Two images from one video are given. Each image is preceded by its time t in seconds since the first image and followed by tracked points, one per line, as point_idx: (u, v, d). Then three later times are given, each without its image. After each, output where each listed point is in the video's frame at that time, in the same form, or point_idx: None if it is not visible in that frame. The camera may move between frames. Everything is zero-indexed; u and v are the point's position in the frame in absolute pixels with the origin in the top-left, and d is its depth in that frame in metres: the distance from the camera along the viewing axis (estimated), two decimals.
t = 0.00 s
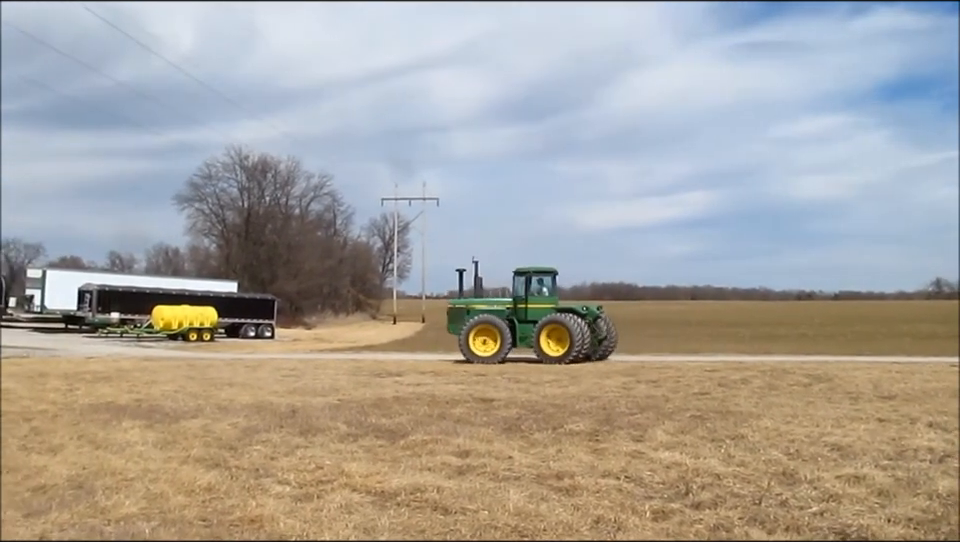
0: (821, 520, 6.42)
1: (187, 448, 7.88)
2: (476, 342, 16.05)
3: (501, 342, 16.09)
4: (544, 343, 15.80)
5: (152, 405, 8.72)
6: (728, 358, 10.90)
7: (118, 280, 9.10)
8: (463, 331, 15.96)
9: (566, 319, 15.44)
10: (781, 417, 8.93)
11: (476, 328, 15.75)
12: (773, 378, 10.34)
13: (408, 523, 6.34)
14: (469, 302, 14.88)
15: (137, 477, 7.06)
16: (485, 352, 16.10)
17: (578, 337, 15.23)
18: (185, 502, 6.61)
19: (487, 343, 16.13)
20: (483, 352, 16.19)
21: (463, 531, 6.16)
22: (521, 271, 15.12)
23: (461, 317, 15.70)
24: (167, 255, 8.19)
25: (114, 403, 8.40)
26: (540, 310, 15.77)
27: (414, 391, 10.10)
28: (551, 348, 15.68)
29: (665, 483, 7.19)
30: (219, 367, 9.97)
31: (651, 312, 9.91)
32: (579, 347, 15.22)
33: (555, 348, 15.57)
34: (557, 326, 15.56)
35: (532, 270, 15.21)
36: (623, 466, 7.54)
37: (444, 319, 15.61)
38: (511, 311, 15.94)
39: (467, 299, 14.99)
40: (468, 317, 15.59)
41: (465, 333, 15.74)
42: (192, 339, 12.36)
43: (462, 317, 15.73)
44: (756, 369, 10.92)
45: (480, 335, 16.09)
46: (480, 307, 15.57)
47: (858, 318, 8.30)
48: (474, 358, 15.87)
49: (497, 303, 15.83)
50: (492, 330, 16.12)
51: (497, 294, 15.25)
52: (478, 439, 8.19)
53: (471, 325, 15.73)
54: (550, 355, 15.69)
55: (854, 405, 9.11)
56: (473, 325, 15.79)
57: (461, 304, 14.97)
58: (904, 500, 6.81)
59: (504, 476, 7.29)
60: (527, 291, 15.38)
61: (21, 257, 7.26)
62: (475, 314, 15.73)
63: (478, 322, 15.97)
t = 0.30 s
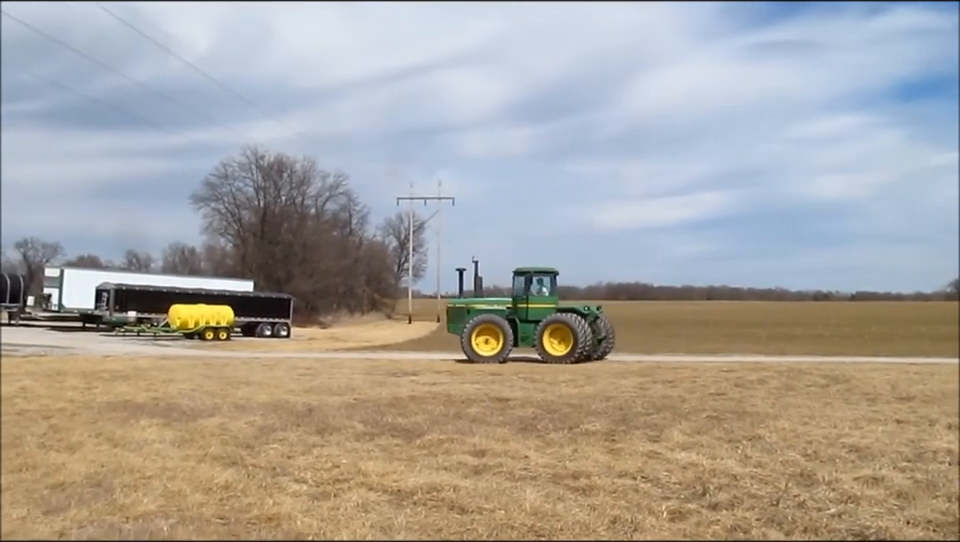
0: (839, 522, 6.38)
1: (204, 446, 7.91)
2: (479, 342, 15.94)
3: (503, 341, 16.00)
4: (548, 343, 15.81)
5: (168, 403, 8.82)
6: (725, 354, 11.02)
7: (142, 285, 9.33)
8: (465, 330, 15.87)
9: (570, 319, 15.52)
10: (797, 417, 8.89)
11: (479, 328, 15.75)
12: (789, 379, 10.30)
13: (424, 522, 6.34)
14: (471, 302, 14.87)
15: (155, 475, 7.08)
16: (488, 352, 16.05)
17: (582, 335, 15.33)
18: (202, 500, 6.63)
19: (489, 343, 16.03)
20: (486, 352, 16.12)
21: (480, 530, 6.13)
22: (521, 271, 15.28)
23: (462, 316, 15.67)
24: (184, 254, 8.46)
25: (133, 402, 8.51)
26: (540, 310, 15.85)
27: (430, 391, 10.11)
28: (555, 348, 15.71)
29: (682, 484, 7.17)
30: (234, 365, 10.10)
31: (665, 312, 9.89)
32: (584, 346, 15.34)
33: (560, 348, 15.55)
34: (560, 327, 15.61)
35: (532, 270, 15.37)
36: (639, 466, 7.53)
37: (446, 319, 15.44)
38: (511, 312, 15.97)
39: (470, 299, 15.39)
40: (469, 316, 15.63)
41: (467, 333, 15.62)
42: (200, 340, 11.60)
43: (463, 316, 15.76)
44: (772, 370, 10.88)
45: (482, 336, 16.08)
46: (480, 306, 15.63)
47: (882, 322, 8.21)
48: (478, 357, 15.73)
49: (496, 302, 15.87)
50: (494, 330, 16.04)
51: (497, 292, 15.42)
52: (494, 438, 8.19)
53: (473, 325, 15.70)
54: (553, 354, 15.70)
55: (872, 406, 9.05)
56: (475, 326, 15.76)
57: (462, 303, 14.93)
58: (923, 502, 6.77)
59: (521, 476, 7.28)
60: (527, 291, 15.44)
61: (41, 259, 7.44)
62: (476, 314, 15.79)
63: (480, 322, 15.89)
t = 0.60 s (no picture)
0: (858, 523, 6.33)
1: (221, 443, 7.93)
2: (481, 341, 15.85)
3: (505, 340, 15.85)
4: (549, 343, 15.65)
5: (186, 401, 8.87)
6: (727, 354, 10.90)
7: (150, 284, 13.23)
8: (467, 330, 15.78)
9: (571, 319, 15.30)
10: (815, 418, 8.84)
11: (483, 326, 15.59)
12: (806, 380, 10.24)
13: (441, 520, 6.33)
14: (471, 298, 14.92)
15: (172, 472, 7.10)
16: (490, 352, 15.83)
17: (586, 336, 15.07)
18: (220, 497, 6.63)
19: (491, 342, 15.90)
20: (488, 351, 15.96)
21: (496, 528, 6.12)
22: (521, 271, 15.26)
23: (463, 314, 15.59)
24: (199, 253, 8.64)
25: (150, 399, 8.75)
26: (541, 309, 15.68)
27: (445, 389, 10.11)
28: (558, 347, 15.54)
29: (699, 484, 7.14)
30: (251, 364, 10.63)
31: (682, 311, 9.83)
32: (585, 347, 15.17)
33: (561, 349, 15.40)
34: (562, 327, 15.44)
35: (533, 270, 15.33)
36: (656, 466, 7.51)
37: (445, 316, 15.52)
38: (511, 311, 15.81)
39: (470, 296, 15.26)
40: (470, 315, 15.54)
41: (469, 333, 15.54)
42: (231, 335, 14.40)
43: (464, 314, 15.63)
44: (789, 370, 10.81)
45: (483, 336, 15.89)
46: (480, 305, 15.54)
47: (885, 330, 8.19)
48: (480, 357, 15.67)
49: (496, 301, 15.79)
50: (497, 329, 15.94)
51: (496, 292, 15.30)
52: (510, 437, 8.19)
53: (474, 325, 15.58)
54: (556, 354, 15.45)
55: (890, 407, 8.97)
56: (476, 326, 15.63)
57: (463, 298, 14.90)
58: (942, 503, 6.72)
59: (537, 475, 7.27)
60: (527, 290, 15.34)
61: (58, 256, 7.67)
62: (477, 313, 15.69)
63: (480, 322, 15.77)
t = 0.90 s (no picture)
0: (876, 525, 6.28)
1: (238, 443, 7.96)
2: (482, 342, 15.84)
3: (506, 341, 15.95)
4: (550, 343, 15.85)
5: (203, 402, 8.92)
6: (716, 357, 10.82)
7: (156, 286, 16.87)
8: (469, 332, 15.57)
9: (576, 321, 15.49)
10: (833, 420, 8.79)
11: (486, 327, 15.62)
12: (823, 381, 10.17)
13: (457, 521, 6.32)
14: (472, 301, 15.02)
15: (189, 472, 7.12)
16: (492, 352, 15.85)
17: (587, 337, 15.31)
18: (236, 497, 6.63)
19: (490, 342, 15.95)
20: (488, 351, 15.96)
21: (513, 530, 6.10)
22: (521, 271, 15.33)
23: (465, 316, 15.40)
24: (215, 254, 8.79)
25: (167, 399, 8.85)
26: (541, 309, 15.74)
27: (460, 391, 10.11)
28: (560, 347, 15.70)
29: (715, 485, 7.12)
30: (267, 365, 10.72)
31: (694, 312, 9.77)
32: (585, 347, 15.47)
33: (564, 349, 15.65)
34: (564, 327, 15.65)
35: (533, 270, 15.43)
36: (672, 467, 7.49)
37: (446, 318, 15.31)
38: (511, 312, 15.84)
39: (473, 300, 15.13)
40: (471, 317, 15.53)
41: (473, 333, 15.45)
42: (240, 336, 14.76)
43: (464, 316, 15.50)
44: (806, 372, 10.75)
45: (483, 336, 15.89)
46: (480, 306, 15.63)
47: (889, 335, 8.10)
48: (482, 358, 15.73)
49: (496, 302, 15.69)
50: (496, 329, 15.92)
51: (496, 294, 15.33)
52: (526, 438, 8.18)
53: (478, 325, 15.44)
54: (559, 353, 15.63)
55: (909, 408, 8.89)
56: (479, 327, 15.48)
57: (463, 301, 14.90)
58: None
59: (553, 476, 7.26)
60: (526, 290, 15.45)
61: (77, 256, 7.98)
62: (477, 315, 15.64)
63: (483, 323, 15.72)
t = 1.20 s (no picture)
0: (893, 529, 6.24)
1: (253, 444, 7.98)
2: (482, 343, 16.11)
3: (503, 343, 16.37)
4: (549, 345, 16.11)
5: (218, 402, 8.97)
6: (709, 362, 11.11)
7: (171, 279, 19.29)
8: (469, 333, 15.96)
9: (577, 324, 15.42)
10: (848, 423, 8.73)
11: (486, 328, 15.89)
12: (838, 383, 10.11)
13: (472, 523, 6.31)
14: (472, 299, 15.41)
15: (204, 472, 7.14)
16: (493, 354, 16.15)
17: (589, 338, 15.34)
18: (251, 498, 6.64)
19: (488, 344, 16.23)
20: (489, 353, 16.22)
21: (527, 532, 6.09)
22: (521, 272, 15.70)
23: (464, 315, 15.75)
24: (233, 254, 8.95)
25: (182, 399, 8.90)
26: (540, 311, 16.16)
27: (474, 392, 10.11)
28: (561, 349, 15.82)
29: (731, 488, 7.09)
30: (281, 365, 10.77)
31: (708, 318, 9.78)
32: (586, 351, 15.79)
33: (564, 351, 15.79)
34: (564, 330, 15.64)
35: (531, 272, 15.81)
36: (687, 470, 7.47)
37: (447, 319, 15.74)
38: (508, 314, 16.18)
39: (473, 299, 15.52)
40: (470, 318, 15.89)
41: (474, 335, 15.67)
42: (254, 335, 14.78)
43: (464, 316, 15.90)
44: (821, 374, 10.68)
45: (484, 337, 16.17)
46: (478, 306, 15.93)
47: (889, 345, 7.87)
48: (482, 359, 15.96)
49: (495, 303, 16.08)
50: (496, 332, 16.17)
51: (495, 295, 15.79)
52: (540, 440, 8.18)
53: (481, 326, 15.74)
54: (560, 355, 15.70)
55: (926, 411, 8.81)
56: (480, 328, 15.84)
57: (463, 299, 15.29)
58: None
59: (568, 479, 7.25)
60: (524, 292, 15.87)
61: (91, 258, 8.24)
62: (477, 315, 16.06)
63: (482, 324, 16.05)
